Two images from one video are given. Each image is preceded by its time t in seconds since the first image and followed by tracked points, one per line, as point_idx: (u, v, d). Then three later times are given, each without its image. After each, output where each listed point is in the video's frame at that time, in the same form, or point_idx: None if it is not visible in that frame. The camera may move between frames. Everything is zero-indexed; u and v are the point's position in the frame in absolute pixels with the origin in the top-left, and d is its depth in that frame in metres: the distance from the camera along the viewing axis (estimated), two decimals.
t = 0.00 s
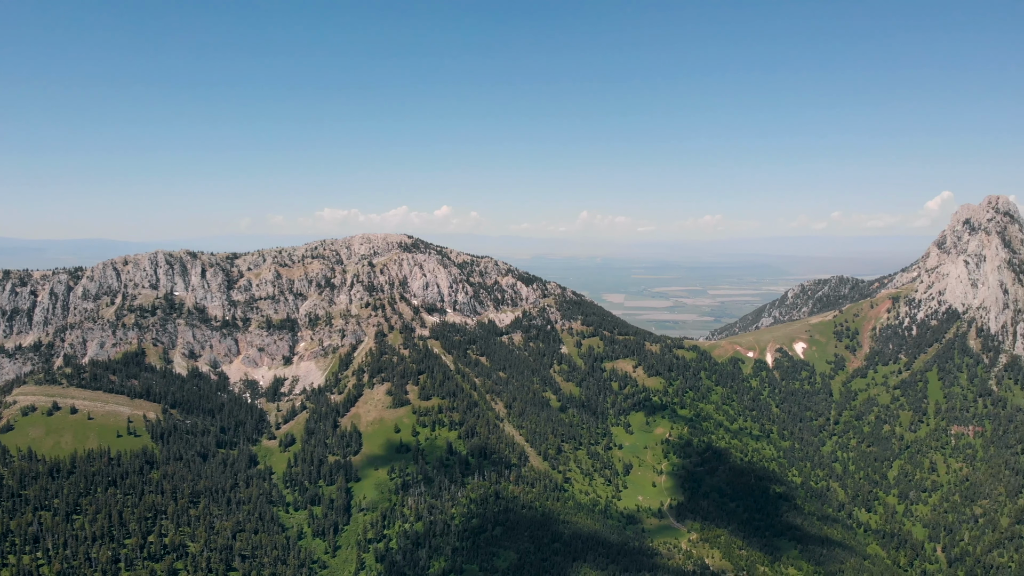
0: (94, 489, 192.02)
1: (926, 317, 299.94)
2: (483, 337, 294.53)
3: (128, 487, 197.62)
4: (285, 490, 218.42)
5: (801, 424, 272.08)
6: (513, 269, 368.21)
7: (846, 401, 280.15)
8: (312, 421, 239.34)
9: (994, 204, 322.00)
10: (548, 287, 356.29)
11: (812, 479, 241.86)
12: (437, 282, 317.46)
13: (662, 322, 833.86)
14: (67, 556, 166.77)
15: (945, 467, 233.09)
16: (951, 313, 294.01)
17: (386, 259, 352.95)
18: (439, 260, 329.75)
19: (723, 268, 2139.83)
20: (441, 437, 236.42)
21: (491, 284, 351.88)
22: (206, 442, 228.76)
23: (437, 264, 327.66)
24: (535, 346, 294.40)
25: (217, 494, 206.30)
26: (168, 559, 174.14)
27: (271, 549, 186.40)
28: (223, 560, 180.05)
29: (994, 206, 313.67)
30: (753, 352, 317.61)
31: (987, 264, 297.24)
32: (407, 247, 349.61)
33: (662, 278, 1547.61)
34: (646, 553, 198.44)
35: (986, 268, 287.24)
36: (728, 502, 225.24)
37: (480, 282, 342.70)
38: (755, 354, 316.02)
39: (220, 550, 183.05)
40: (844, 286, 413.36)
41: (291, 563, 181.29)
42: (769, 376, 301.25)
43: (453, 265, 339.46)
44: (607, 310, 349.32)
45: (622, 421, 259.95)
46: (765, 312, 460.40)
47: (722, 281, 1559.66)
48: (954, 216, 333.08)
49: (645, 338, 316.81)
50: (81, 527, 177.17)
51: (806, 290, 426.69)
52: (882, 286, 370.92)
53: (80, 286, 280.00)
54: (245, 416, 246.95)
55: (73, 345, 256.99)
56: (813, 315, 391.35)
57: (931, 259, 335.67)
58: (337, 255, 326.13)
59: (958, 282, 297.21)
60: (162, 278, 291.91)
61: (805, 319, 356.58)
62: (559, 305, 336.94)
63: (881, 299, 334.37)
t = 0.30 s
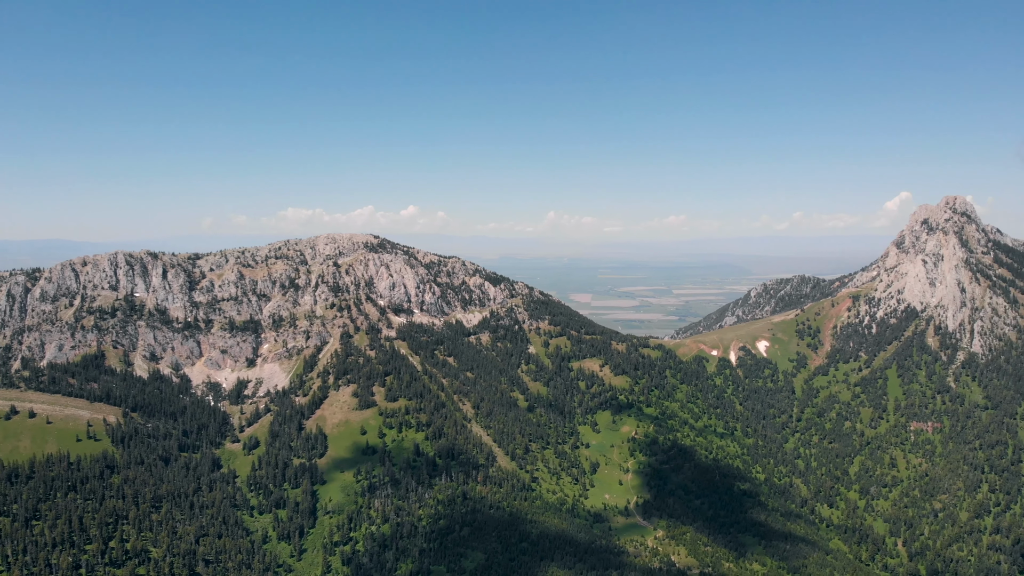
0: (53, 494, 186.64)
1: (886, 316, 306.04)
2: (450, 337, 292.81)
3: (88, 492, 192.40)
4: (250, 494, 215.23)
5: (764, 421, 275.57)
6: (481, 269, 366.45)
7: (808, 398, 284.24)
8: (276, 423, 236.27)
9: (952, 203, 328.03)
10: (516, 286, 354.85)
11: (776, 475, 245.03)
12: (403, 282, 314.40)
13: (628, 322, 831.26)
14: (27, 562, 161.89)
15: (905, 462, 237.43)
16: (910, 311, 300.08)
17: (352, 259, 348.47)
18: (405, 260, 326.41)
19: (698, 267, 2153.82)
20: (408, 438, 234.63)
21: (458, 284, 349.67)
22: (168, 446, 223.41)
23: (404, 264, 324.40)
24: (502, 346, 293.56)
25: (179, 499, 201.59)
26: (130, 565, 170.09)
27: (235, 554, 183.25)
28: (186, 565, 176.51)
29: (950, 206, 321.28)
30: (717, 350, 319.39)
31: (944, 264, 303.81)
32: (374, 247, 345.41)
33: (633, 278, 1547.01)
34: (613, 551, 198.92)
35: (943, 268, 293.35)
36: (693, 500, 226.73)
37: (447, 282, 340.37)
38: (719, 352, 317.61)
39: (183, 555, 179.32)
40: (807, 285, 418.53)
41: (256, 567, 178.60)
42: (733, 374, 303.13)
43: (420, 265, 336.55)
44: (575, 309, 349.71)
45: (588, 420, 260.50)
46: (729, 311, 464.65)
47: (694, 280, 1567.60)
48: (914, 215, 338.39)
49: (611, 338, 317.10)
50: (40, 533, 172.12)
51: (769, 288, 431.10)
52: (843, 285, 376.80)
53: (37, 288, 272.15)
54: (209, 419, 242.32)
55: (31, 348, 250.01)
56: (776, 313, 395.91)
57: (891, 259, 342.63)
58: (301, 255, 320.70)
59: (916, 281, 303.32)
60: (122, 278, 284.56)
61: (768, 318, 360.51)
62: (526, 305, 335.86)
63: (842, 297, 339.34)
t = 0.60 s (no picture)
0: (11, 500, 180.35)
1: (846, 314, 312.71)
2: (417, 338, 291.33)
3: (47, 497, 187.30)
4: (213, 497, 209.94)
5: (728, 419, 278.51)
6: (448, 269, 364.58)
7: (771, 396, 287.63)
8: (240, 426, 232.79)
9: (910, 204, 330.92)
10: (483, 286, 353.38)
11: (739, 472, 247.37)
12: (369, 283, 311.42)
13: (594, 322, 830.68)
14: None
15: (865, 458, 242.06)
16: (869, 310, 307.35)
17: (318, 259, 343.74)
18: (371, 260, 322.99)
19: (673, 266, 2169.14)
20: (375, 440, 232.80)
21: (425, 284, 347.54)
22: (129, 450, 218.30)
23: (370, 264, 321.21)
24: (470, 347, 292.73)
25: (141, 503, 197.20)
26: (91, 571, 166.40)
27: (198, 559, 179.99)
28: (148, 570, 173.16)
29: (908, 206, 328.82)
30: (681, 349, 320.97)
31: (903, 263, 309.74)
32: (339, 247, 341.14)
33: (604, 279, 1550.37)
34: (581, 550, 199.05)
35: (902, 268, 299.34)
36: (659, 497, 228.00)
37: (414, 283, 338.11)
38: (683, 351, 319.35)
39: (145, 561, 175.75)
40: (770, 285, 423.77)
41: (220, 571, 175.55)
42: (697, 372, 305.07)
43: (387, 265, 333.74)
44: (542, 309, 350.11)
45: (556, 420, 260.88)
46: (693, 310, 469.24)
47: (668, 279, 1577.09)
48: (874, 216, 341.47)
49: (578, 338, 317.43)
50: None
51: (733, 288, 435.26)
52: (804, 285, 384.45)
53: None
54: (170, 422, 237.62)
55: None
56: (739, 312, 400.56)
57: (851, 260, 350.49)
58: (265, 255, 315.28)
59: (876, 280, 309.68)
60: (81, 280, 277.48)
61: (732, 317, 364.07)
62: (494, 305, 334.63)
63: (803, 297, 345.50)
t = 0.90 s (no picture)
0: None
1: (805, 313, 320.41)
2: (381, 339, 289.10)
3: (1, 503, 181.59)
4: (173, 503, 205.82)
5: (691, 416, 280.92)
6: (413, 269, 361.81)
7: (733, 394, 291.14)
8: (199, 429, 228.54)
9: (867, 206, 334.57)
10: (448, 287, 351.12)
11: (702, 470, 249.55)
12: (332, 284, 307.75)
13: (559, 322, 831.44)
14: None
15: (824, 454, 247.69)
16: (828, 309, 316.27)
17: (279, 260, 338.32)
18: (334, 260, 318.74)
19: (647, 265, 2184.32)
20: (338, 443, 230.69)
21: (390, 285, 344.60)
22: (86, 455, 212.64)
23: (333, 265, 317.09)
24: (435, 347, 291.38)
25: (99, 509, 193.15)
26: None
27: (158, 565, 176.89)
28: None
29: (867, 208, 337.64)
30: (644, 348, 322.36)
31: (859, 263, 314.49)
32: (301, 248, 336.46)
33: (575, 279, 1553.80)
34: (546, 550, 199.09)
35: (860, 267, 303.73)
36: (623, 495, 229.10)
37: (378, 283, 334.84)
38: (647, 350, 320.40)
39: (103, 568, 172.35)
40: (733, 284, 428.43)
41: None
42: (660, 371, 307.57)
43: (350, 266, 329.93)
44: (508, 309, 350.06)
45: (521, 420, 260.88)
46: (657, 310, 473.79)
47: (640, 279, 1587.06)
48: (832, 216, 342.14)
49: (543, 337, 317.19)
50: None
51: (696, 287, 438.86)
52: (764, 284, 392.73)
53: None
54: (128, 426, 232.26)
55: None
56: (700, 311, 405.27)
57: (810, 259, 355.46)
58: (225, 255, 308.60)
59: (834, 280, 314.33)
60: (34, 281, 267.95)
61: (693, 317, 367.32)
62: (459, 306, 333.21)
63: (763, 296, 352.62)
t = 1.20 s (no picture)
0: None
1: (767, 313, 323.88)
2: (347, 340, 286.32)
3: None
4: (133, 507, 201.28)
5: (656, 415, 282.82)
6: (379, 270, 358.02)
7: (697, 392, 294.03)
8: (161, 433, 224.14)
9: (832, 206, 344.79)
10: (415, 287, 348.04)
11: (668, 467, 251.44)
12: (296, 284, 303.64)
13: (526, 322, 832.03)
14: None
15: (787, 451, 251.57)
16: (790, 308, 319.70)
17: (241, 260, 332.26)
18: (297, 261, 314.29)
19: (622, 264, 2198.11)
20: (303, 445, 228.76)
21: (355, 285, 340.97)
22: (44, 459, 206.76)
23: (297, 265, 312.71)
24: (402, 348, 289.54)
25: (58, 514, 189.15)
26: None
27: (119, 570, 173.90)
28: None
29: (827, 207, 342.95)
30: (611, 347, 322.75)
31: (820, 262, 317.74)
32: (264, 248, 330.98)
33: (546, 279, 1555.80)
34: (514, 551, 198.99)
35: (820, 267, 308.00)
36: (589, 494, 229.72)
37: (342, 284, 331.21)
38: (613, 349, 320.79)
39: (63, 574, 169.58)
40: (697, 284, 432.64)
41: None
42: (626, 369, 309.04)
43: (314, 265, 326.01)
44: (475, 309, 349.22)
45: (489, 420, 260.53)
46: (623, 309, 476.52)
47: (613, 278, 1594.73)
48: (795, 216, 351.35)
49: (511, 337, 317.05)
50: None
51: (660, 287, 441.91)
52: (727, 283, 398.17)
53: None
54: (88, 430, 225.89)
55: None
56: (665, 310, 407.76)
57: (772, 258, 360.89)
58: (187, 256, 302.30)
59: (796, 279, 318.05)
60: None
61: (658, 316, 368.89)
62: (426, 306, 330.98)
63: (726, 295, 355.94)
